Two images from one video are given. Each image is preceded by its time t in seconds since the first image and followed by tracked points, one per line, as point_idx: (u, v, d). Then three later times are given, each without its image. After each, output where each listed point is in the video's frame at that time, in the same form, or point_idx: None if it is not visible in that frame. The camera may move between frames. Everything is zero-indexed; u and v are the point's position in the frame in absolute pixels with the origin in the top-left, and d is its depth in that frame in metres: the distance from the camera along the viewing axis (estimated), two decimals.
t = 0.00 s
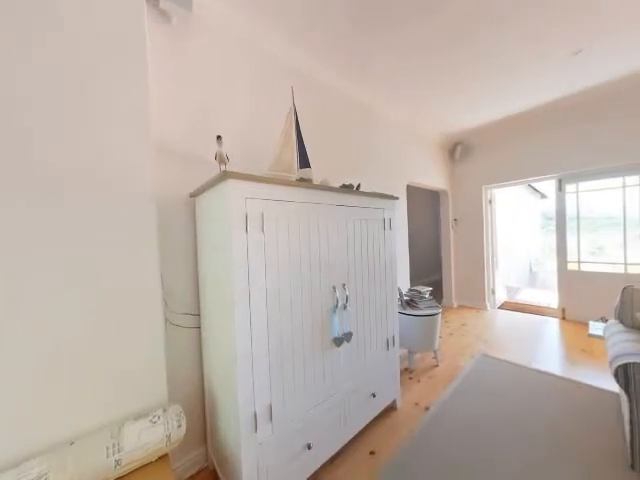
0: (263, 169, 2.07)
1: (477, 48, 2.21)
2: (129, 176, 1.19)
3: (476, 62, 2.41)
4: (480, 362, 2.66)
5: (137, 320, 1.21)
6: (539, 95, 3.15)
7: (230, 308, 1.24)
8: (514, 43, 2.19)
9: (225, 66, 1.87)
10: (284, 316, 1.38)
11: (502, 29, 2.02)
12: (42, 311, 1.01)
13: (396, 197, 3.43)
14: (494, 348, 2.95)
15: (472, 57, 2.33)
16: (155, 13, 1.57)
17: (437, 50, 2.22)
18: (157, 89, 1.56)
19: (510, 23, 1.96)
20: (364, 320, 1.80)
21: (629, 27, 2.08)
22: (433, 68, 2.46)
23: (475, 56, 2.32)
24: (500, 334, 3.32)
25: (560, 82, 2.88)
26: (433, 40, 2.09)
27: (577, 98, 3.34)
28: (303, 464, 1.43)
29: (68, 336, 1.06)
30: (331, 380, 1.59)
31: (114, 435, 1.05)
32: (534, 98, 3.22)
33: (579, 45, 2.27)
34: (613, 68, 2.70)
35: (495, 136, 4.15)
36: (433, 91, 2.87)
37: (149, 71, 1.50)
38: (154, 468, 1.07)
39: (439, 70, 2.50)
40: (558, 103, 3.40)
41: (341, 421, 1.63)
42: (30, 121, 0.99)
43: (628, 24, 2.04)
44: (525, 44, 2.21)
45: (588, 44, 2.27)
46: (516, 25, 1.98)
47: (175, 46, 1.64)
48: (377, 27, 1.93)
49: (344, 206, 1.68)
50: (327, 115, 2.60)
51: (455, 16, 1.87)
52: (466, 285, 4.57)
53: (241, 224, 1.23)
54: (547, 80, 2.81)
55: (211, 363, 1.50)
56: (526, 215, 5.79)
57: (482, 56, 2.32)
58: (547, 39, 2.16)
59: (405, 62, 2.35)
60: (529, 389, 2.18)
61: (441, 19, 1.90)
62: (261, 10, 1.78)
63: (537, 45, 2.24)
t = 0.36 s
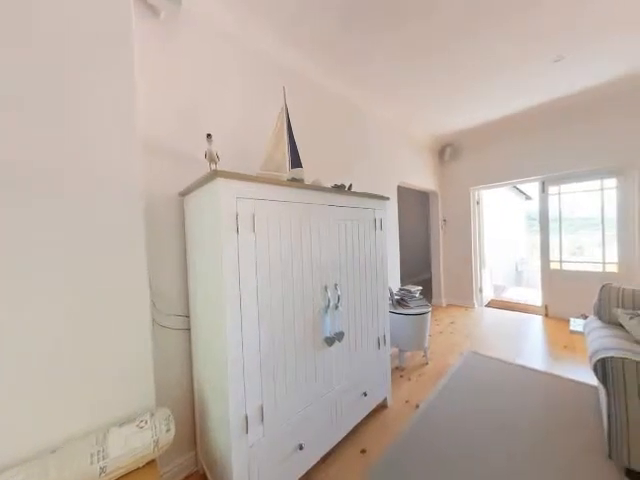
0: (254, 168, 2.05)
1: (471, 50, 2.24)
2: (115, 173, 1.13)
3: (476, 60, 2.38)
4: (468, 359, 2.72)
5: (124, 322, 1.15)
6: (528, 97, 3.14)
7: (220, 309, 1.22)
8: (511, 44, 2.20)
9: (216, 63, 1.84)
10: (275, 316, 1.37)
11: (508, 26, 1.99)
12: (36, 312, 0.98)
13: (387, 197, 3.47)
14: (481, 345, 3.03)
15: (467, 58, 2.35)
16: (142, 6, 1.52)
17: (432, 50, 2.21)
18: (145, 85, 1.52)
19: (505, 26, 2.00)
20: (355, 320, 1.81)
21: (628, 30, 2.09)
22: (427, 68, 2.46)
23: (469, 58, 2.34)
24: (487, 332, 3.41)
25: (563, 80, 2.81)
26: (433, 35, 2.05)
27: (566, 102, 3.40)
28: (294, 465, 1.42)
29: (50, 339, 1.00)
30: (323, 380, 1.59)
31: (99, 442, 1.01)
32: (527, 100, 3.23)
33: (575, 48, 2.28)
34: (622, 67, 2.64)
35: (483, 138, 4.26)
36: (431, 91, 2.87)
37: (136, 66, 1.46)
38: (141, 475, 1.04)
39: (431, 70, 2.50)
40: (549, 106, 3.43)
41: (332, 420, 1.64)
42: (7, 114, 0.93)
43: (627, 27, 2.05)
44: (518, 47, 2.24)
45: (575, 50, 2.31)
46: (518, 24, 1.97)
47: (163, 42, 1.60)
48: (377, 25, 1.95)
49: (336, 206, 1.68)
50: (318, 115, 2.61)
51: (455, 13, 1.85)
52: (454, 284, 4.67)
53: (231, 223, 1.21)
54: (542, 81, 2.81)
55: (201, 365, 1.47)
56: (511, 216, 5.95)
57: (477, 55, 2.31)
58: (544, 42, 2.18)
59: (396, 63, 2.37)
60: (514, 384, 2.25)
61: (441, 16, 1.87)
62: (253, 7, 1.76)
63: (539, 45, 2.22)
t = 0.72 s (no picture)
0: (245, 167, 2.03)
1: (465, 51, 2.28)
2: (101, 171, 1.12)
3: (476, 60, 2.40)
4: (457, 356, 2.78)
5: (108, 323, 1.13)
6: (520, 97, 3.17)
7: (210, 310, 1.20)
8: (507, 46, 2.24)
9: (205, 60, 1.81)
10: (267, 317, 1.36)
11: (507, 25, 2.00)
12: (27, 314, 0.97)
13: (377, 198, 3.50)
14: (470, 343, 3.10)
15: (462, 59, 2.38)
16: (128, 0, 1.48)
17: (428, 49, 2.23)
18: (132, 81, 1.48)
19: (503, 26, 2.01)
20: (346, 319, 1.81)
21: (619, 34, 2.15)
22: (420, 68, 2.48)
23: (464, 59, 2.38)
24: (475, 329, 3.49)
25: (557, 81, 2.84)
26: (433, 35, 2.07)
27: (554, 105, 3.49)
28: (286, 466, 1.41)
29: (28, 345, 0.97)
30: (314, 379, 1.59)
31: (82, 449, 0.98)
32: (518, 102, 3.29)
33: (565, 52, 2.35)
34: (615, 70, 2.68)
35: (471, 141, 4.36)
36: (426, 91, 2.89)
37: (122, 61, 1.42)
38: None
39: (424, 70, 2.52)
40: (538, 109, 3.53)
41: (324, 420, 1.64)
42: None
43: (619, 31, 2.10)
44: (511, 50, 2.29)
45: (560, 56, 2.40)
46: (515, 25, 2.00)
47: (150, 37, 1.56)
48: (377, 26, 1.96)
49: (327, 206, 1.69)
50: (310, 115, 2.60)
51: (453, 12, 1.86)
52: (443, 283, 4.76)
53: (221, 223, 1.19)
54: (532, 83, 2.86)
55: (190, 367, 1.45)
56: (497, 216, 6.12)
57: (474, 55, 2.33)
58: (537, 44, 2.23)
59: (389, 65, 2.40)
60: (500, 380, 2.32)
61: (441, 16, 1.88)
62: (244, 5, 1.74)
63: (534, 47, 2.26)
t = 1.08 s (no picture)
0: (236, 167, 2.01)
1: (461, 52, 2.29)
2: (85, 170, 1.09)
3: (476, 60, 2.41)
4: (446, 354, 2.84)
5: (92, 326, 1.10)
6: (523, 94, 3.08)
7: (199, 312, 1.18)
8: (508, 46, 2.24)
9: (195, 58, 1.78)
10: (258, 317, 1.35)
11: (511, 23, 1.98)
12: None
13: (369, 198, 3.53)
14: (458, 340, 3.17)
15: (457, 60, 2.40)
16: None
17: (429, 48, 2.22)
18: (118, 76, 1.43)
19: (512, 22, 1.97)
20: (338, 319, 1.82)
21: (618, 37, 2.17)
22: (414, 69, 2.50)
23: (461, 59, 2.39)
24: (463, 327, 3.58)
25: (558, 80, 2.83)
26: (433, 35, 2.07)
27: (545, 108, 3.57)
28: (277, 467, 1.40)
29: (10, 349, 0.94)
30: (306, 380, 1.59)
31: (65, 457, 0.95)
32: (512, 103, 3.31)
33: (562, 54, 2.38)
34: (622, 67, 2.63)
35: (459, 143, 4.47)
36: (425, 91, 2.90)
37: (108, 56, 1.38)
38: None
39: (421, 70, 2.53)
40: (527, 111, 3.60)
41: (316, 420, 1.64)
42: None
43: (618, 33, 2.12)
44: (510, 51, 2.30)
45: (547, 62, 2.48)
46: (515, 25, 2.01)
47: (138, 33, 1.52)
48: (378, 26, 1.97)
49: (319, 206, 1.69)
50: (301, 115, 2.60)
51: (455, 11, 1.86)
52: (432, 282, 4.86)
53: (212, 222, 1.17)
54: (532, 83, 2.85)
55: (179, 370, 1.42)
56: (484, 217, 6.29)
57: (472, 55, 2.34)
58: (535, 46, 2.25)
59: (383, 65, 2.42)
60: (487, 376, 2.39)
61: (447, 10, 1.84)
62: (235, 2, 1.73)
63: (528, 49, 2.29)
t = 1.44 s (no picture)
0: (226, 166, 1.99)
1: (455, 54, 2.32)
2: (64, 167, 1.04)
3: (476, 59, 2.40)
4: (435, 351, 2.90)
5: (75, 329, 1.07)
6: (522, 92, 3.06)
7: (189, 313, 1.16)
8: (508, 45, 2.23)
9: (184, 54, 1.74)
10: (249, 318, 1.34)
11: (510, 22, 1.98)
12: None
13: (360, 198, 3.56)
14: (447, 338, 3.24)
15: (452, 61, 2.42)
16: None
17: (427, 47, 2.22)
18: (101, 70, 1.38)
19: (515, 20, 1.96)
20: (330, 318, 1.82)
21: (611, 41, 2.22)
22: (408, 69, 2.51)
23: (456, 60, 2.40)
24: (451, 325, 3.65)
25: (546, 85, 2.90)
26: (433, 33, 2.06)
27: (530, 112, 3.68)
28: (269, 469, 1.39)
29: None
30: (298, 380, 1.58)
31: (45, 465, 0.91)
32: (505, 105, 3.34)
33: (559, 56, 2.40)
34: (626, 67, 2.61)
35: (448, 145, 4.56)
36: (427, 91, 2.90)
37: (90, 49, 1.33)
38: None
39: (418, 72, 2.55)
40: (513, 116, 3.71)
41: (307, 420, 1.64)
42: None
43: (615, 36, 2.15)
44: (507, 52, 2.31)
45: (531, 67, 2.57)
46: (517, 23, 1.99)
47: (125, 27, 1.48)
48: (377, 25, 1.98)
49: (311, 206, 1.69)
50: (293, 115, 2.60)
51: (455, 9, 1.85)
52: (422, 281, 4.94)
53: (201, 222, 1.15)
54: (523, 85, 2.89)
55: (167, 373, 1.38)
56: (472, 217, 6.44)
57: (467, 57, 2.36)
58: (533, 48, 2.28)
59: (375, 66, 2.44)
60: (474, 372, 2.45)
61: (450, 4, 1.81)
62: None
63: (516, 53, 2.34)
